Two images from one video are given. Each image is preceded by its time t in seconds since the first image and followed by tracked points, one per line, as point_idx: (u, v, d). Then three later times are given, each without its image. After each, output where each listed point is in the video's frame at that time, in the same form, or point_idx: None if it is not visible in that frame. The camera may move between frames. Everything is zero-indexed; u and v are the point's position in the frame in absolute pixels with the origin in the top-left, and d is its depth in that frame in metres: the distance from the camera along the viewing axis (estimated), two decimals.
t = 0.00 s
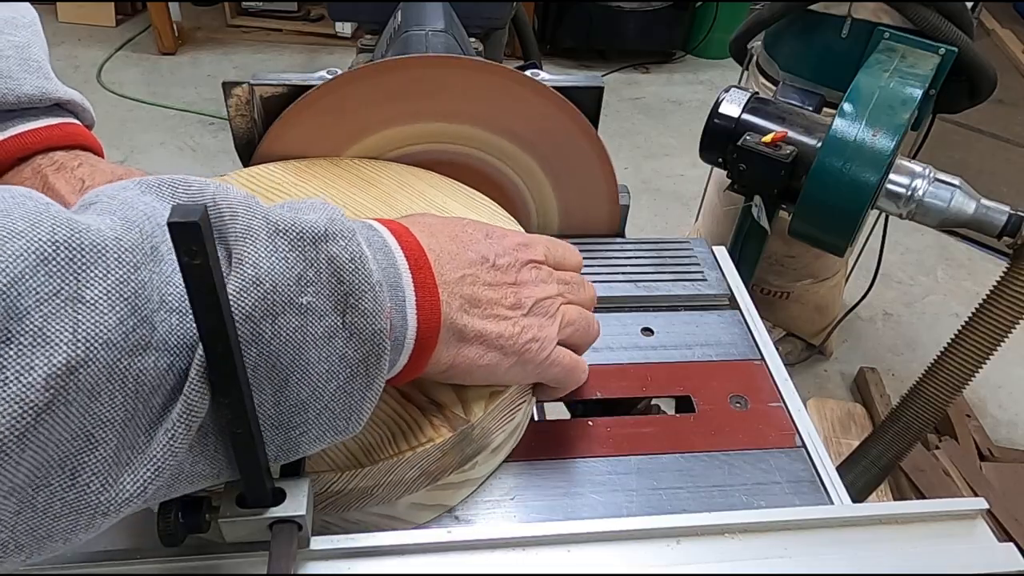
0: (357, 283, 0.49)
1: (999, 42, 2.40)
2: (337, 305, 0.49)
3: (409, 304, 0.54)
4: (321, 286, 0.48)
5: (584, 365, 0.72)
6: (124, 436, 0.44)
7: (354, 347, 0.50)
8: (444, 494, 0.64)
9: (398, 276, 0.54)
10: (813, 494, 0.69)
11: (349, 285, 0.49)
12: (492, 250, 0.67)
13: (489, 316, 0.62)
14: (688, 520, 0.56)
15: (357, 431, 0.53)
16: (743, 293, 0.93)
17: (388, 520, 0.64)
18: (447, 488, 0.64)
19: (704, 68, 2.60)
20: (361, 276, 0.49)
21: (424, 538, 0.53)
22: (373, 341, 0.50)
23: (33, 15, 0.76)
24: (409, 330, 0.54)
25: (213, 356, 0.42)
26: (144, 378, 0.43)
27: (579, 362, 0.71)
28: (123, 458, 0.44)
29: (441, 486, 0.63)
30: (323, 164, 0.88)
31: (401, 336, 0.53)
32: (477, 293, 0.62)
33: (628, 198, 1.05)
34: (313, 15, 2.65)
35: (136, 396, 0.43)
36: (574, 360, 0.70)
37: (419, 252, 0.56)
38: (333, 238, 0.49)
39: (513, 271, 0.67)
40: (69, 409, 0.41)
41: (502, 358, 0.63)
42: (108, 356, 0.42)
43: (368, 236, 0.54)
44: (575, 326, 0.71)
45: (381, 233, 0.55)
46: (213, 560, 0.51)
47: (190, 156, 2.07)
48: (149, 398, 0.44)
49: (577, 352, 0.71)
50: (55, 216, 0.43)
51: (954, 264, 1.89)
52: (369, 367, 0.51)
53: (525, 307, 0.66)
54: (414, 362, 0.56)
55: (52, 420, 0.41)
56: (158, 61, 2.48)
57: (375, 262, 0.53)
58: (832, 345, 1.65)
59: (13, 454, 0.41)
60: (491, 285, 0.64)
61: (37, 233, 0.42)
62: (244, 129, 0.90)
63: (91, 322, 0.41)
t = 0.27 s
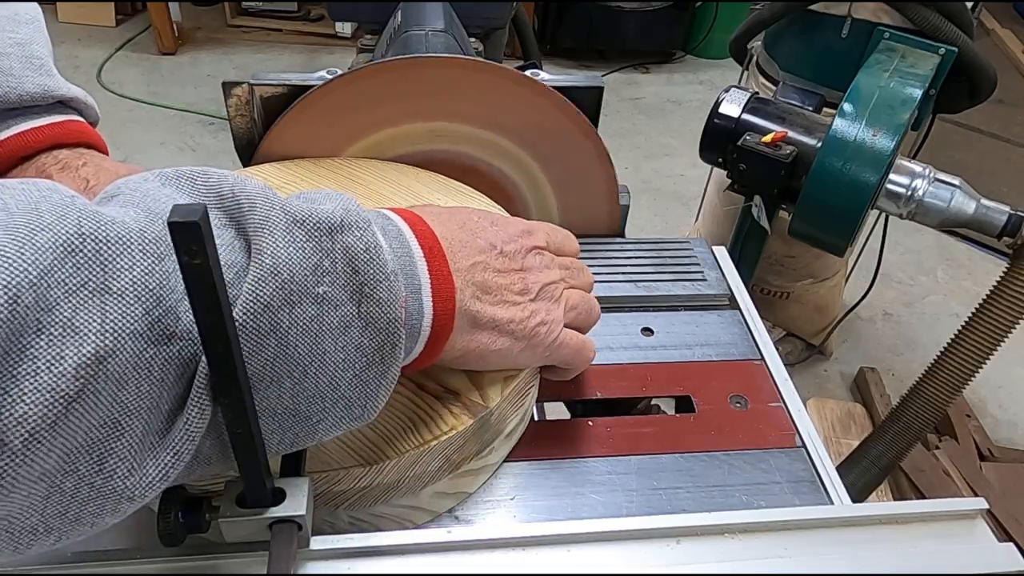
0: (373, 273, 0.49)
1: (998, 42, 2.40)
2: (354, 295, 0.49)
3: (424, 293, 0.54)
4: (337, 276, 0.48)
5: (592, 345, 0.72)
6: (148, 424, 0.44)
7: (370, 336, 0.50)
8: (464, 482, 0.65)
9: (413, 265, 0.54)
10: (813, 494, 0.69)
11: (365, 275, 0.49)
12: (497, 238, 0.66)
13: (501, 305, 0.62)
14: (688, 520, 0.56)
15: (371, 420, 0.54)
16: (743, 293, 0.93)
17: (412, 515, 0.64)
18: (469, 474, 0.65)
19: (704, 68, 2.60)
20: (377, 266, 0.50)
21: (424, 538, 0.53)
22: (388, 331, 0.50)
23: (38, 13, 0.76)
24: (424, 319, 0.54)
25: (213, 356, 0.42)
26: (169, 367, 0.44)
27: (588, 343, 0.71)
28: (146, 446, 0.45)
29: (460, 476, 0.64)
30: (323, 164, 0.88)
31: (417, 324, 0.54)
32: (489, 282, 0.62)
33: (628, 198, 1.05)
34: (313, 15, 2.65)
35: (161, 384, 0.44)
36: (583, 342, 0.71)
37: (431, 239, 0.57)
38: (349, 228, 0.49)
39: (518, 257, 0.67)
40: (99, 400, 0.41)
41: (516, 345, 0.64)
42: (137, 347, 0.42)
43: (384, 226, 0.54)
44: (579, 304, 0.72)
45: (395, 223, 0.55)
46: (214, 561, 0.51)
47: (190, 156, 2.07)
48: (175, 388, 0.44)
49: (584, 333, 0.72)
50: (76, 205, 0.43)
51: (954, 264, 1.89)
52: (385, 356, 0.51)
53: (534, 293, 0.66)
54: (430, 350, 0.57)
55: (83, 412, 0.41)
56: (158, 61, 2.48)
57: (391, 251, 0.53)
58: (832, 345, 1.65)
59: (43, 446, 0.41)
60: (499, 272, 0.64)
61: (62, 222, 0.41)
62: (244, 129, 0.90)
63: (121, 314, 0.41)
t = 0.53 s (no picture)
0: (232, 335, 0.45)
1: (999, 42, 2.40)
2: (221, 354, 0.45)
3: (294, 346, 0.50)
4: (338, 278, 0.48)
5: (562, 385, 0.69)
6: (158, 432, 0.45)
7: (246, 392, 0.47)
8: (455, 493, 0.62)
9: (285, 316, 0.49)
10: (813, 494, 0.69)
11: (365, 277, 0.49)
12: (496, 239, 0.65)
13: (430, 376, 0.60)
14: (688, 520, 0.56)
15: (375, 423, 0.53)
16: (743, 293, 0.93)
17: (427, 511, 0.63)
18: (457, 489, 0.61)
19: (704, 68, 2.59)
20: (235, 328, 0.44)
21: (424, 538, 0.53)
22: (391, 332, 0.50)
23: (34, 22, 0.76)
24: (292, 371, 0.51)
25: (212, 356, 0.42)
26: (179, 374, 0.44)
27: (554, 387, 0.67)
28: (158, 446, 0.45)
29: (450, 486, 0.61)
30: (324, 164, 0.88)
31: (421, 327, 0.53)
32: (416, 349, 0.59)
33: (628, 198, 1.05)
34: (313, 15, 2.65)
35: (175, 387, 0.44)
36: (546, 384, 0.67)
37: (321, 285, 0.52)
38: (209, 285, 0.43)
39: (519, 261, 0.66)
40: (111, 407, 0.42)
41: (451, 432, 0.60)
42: (148, 355, 0.43)
43: (264, 267, 0.49)
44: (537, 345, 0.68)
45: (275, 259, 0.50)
46: (213, 560, 0.51)
47: (190, 156, 2.07)
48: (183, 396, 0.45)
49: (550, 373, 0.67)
50: (87, 227, 0.44)
51: (954, 264, 1.89)
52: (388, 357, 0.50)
53: (480, 348, 0.63)
54: (307, 407, 0.54)
55: (96, 419, 0.42)
56: (158, 61, 2.48)
57: (256, 299, 0.48)
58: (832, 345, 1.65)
59: (55, 453, 0.41)
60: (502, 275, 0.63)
61: (75, 241, 0.43)
62: (244, 129, 0.90)
63: (133, 322, 0.42)
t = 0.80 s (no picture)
0: (256, 345, 0.45)
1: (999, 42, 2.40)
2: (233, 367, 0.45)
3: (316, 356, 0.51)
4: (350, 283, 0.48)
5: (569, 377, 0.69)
6: (174, 434, 0.45)
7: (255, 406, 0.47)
8: (470, 489, 0.63)
9: (308, 326, 0.50)
10: (813, 494, 0.69)
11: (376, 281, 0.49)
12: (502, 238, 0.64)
13: (449, 381, 0.59)
14: (688, 520, 0.56)
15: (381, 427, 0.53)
16: (743, 294, 0.93)
17: (444, 502, 0.64)
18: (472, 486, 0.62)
19: (704, 68, 2.59)
20: (263, 339, 0.45)
21: (424, 538, 0.53)
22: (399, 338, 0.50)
23: (38, 19, 0.76)
24: (312, 380, 0.51)
25: (213, 356, 0.42)
26: (196, 377, 0.45)
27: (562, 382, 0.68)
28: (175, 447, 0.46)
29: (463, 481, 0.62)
30: (323, 164, 0.88)
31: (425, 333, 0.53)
32: (432, 354, 0.59)
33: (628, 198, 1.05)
34: (313, 15, 2.65)
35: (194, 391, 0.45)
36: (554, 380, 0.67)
37: (343, 292, 0.52)
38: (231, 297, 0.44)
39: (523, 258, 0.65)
40: (131, 408, 0.42)
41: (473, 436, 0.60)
42: (169, 357, 0.43)
43: (287, 276, 0.50)
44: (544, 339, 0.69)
45: (298, 269, 0.51)
46: (213, 561, 0.51)
47: (190, 156, 2.07)
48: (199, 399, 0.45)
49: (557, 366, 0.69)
50: (118, 227, 0.44)
51: (954, 264, 1.89)
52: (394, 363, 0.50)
53: (494, 349, 0.63)
54: (322, 414, 0.54)
55: (116, 418, 0.42)
56: (158, 61, 2.48)
57: (280, 309, 0.49)
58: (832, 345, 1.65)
59: (72, 452, 0.41)
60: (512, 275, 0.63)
61: (107, 240, 0.43)
62: (244, 128, 0.90)
63: (157, 324, 0.42)
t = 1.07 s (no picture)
0: (276, 334, 0.46)
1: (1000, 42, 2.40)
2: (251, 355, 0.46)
3: (340, 346, 0.51)
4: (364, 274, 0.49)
5: (580, 360, 0.70)
6: (198, 422, 0.45)
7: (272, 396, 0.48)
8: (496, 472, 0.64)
9: (331, 317, 0.51)
10: (813, 494, 0.69)
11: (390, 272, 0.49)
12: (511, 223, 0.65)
13: (469, 370, 0.60)
14: (687, 520, 0.56)
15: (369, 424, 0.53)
16: (743, 294, 0.93)
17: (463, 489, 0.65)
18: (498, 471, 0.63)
19: (704, 68, 2.59)
20: (282, 328, 0.46)
21: (424, 538, 0.53)
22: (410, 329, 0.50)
23: (40, 19, 0.76)
24: (335, 371, 0.52)
25: (213, 355, 0.42)
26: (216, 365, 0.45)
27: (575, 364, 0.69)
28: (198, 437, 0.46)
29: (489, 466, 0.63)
30: (323, 164, 0.88)
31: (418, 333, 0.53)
32: (452, 344, 0.60)
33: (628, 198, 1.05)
34: (313, 15, 2.65)
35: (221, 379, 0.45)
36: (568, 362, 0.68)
37: (364, 285, 0.54)
38: (254, 285, 0.45)
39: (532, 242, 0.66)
40: (159, 392, 0.43)
41: (496, 423, 0.61)
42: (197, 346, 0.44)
43: (310, 270, 0.51)
44: (554, 323, 0.69)
45: (321, 263, 0.52)
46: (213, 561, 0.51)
47: (190, 156, 2.07)
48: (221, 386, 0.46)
49: (568, 349, 0.69)
50: (147, 219, 0.45)
51: (954, 264, 1.89)
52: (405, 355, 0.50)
53: (509, 336, 0.64)
54: (345, 407, 0.54)
55: (145, 403, 0.42)
56: (158, 61, 2.48)
57: (303, 302, 0.50)
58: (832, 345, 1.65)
59: (102, 436, 0.41)
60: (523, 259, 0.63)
61: (137, 231, 0.44)
62: (244, 129, 0.90)
63: (183, 310, 0.42)
